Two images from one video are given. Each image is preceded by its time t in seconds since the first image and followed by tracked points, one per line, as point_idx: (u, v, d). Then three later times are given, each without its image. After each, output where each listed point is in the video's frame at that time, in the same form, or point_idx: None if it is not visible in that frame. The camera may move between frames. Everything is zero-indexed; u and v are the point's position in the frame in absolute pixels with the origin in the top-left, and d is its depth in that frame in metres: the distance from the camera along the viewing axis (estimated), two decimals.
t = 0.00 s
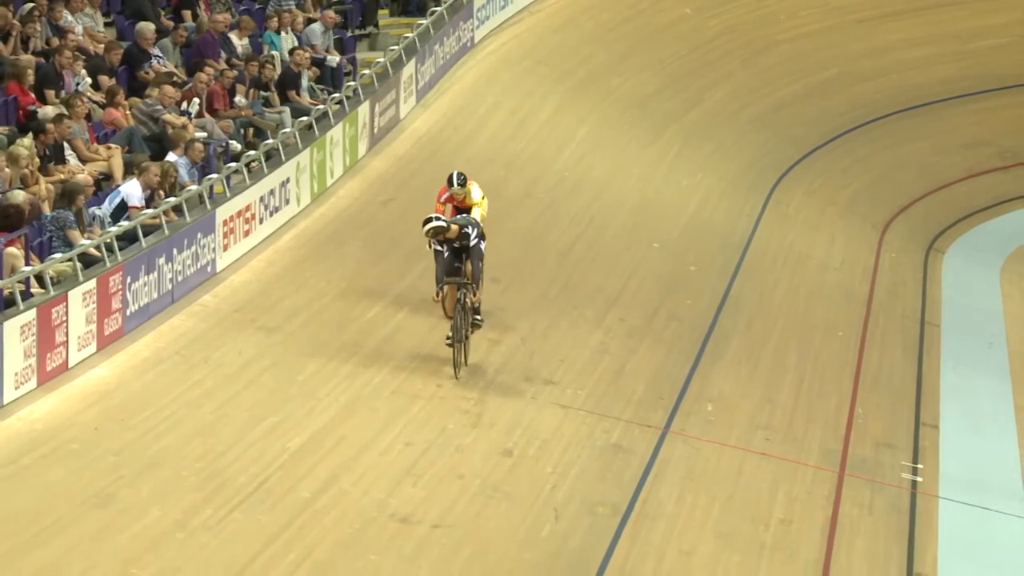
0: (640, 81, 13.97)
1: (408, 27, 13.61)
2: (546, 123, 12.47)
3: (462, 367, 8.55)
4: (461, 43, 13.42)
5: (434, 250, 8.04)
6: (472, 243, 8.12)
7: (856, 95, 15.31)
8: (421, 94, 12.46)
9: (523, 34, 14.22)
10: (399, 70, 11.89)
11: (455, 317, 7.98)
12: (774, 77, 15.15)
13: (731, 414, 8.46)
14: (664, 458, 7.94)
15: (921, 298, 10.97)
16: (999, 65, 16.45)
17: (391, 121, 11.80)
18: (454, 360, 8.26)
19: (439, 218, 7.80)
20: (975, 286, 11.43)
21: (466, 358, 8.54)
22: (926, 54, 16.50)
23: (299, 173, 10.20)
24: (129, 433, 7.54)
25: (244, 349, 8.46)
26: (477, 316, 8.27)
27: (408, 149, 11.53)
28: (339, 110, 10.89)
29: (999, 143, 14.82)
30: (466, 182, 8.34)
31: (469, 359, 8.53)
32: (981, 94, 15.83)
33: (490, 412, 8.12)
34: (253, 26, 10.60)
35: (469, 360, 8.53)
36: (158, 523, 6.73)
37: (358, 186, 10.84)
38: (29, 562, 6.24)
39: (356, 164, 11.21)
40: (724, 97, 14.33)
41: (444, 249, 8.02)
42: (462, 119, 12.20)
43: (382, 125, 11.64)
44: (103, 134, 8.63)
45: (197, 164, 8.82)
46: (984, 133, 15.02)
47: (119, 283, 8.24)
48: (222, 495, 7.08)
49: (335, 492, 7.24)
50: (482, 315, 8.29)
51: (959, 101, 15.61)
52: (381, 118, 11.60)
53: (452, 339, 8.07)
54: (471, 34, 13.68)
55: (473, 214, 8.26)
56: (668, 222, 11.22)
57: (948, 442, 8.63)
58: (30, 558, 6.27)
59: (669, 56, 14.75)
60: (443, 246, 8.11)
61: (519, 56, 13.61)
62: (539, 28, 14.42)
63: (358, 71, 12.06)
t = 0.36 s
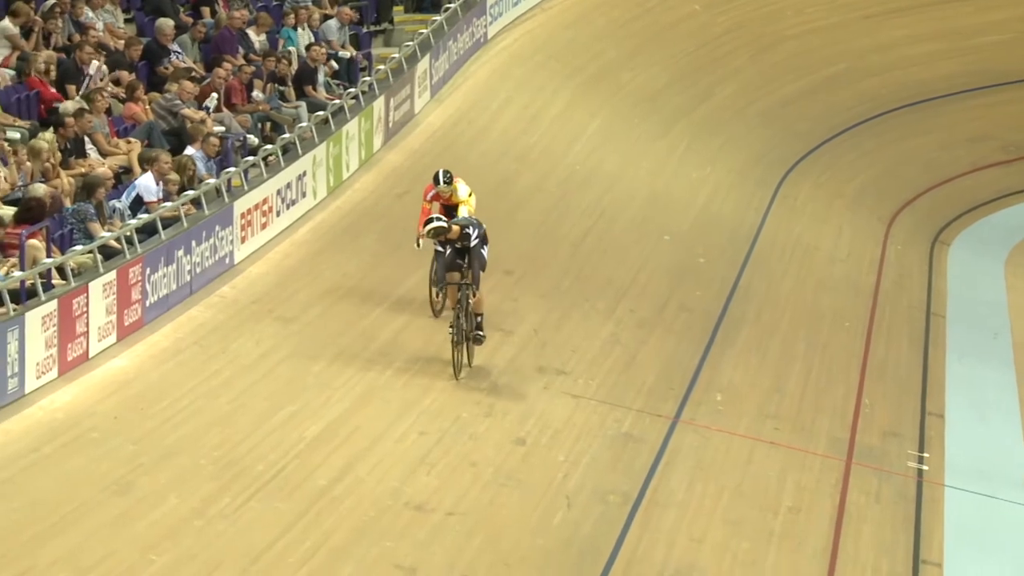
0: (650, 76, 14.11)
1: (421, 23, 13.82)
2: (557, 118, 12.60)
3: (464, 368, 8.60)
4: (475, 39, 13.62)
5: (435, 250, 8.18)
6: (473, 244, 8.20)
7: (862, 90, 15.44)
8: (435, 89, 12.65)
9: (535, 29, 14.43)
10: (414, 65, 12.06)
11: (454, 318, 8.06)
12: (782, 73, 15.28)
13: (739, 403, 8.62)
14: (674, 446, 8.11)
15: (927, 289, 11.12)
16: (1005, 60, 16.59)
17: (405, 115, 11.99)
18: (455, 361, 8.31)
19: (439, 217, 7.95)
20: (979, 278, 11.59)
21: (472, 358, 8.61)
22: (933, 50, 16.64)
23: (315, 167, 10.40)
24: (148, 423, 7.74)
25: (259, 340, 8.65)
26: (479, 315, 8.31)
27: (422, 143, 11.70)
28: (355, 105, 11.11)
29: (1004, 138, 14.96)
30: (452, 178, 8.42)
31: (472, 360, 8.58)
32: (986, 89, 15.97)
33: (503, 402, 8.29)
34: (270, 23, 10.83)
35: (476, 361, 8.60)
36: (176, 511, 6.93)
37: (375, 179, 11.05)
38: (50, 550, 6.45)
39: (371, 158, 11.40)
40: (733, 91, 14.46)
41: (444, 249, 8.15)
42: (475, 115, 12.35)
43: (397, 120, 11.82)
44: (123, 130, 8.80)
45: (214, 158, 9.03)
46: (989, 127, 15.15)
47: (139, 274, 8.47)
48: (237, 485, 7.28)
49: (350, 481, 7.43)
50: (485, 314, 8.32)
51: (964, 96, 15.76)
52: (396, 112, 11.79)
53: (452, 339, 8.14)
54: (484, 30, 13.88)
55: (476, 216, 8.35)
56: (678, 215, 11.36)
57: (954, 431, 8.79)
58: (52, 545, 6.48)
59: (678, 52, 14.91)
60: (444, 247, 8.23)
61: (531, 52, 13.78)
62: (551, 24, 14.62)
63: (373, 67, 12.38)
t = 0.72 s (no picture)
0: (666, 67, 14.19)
1: (438, 14, 13.97)
2: (573, 110, 12.65)
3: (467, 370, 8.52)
4: (491, 30, 13.77)
5: (437, 248, 8.07)
6: (475, 243, 8.08)
7: (876, 81, 15.43)
8: (452, 80, 12.76)
9: (550, 21, 14.59)
10: (431, 55, 12.18)
11: (452, 319, 7.94)
12: (795, 64, 15.29)
13: (756, 394, 8.65)
14: (691, 436, 8.14)
15: (945, 279, 11.13)
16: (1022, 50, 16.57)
17: (422, 105, 12.09)
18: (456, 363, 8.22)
19: (442, 215, 7.84)
20: (998, 268, 11.58)
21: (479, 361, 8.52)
22: (946, 42, 16.63)
23: (332, 157, 10.50)
24: (166, 413, 7.78)
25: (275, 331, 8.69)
26: (481, 317, 8.20)
27: (439, 134, 11.76)
28: (372, 95, 11.20)
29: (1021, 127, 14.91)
30: (441, 169, 8.14)
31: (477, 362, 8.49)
32: (1004, 78, 15.92)
33: (520, 392, 8.33)
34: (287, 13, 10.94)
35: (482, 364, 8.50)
36: (193, 502, 6.97)
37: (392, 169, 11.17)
38: (69, 539, 6.49)
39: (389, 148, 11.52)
40: (749, 82, 14.45)
41: (446, 247, 8.04)
42: (492, 106, 12.44)
43: (414, 110, 11.92)
44: (140, 119, 8.95)
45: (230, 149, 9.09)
46: (1007, 116, 15.10)
47: (156, 264, 8.52)
48: (255, 474, 7.31)
49: (367, 471, 7.46)
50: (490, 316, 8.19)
51: (982, 85, 15.74)
52: (413, 102, 11.88)
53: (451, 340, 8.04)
54: (500, 21, 14.04)
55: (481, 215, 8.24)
56: (696, 206, 11.38)
57: (972, 421, 8.81)
58: (71, 534, 6.53)
59: (694, 43, 14.96)
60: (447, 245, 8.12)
61: (547, 42, 13.93)
62: (569, 15, 14.77)
63: (391, 58, 12.41)
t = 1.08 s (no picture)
0: (687, 57, 14.36)
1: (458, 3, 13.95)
2: (595, 99, 12.81)
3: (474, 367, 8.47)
4: (512, 21, 13.86)
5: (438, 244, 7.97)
6: (476, 240, 7.97)
7: (890, 75, 15.45)
8: (473, 70, 12.85)
9: (571, 12, 14.68)
10: (451, 46, 12.27)
11: (449, 316, 7.82)
12: (808, 59, 15.34)
13: (777, 386, 8.68)
14: (712, 427, 8.15)
15: (966, 272, 11.20)
16: None
17: (443, 97, 12.17)
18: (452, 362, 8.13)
19: (444, 210, 7.76)
20: (1019, 259, 11.63)
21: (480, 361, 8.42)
22: (959, 37, 16.68)
23: (353, 148, 10.58)
24: (186, 405, 7.82)
25: (295, 324, 8.75)
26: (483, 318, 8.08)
27: (460, 125, 11.83)
28: (392, 87, 11.27)
29: None
30: (436, 160, 8.22)
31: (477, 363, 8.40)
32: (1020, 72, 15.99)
33: (540, 383, 8.36)
34: (307, 5, 11.26)
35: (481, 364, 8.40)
36: (214, 493, 6.99)
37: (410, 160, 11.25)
38: (90, 530, 6.50)
39: (409, 140, 11.58)
40: (764, 76, 14.51)
41: (446, 243, 7.93)
42: (512, 97, 12.56)
43: (434, 101, 11.98)
44: (161, 110, 9.03)
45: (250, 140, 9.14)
46: None
47: (177, 256, 8.59)
48: (276, 466, 7.33)
49: (388, 462, 7.47)
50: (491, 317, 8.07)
51: (998, 79, 15.81)
52: (433, 94, 11.95)
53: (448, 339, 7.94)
54: (521, 12, 14.16)
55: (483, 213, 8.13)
56: (715, 199, 11.43)
57: (993, 412, 8.86)
58: (92, 525, 6.54)
59: (711, 36, 15.04)
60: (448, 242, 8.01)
61: (567, 34, 14.05)
62: (591, 6, 14.89)
63: (411, 49, 12.43)
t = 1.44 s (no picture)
0: (707, 51, 14.39)
1: None
2: (616, 93, 12.85)
3: (498, 357, 8.50)
4: (534, 13, 13.94)
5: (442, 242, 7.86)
6: (480, 238, 7.83)
7: (908, 69, 15.53)
8: (494, 63, 12.92)
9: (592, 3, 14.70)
10: (473, 38, 12.35)
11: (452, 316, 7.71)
12: (824, 53, 15.37)
13: (798, 378, 8.70)
14: (733, 419, 8.17)
15: (987, 264, 11.24)
16: None
17: (464, 89, 12.21)
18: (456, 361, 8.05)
19: (448, 209, 7.63)
20: None
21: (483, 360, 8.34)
22: (976, 32, 16.72)
23: (374, 140, 10.65)
24: (208, 396, 7.86)
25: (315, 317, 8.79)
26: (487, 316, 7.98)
27: (482, 117, 11.91)
28: (414, 79, 11.31)
29: None
30: (441, 154, 8.27)
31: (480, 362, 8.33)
32: None
33: (562, 374, 8.38)
34: None
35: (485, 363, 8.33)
36: (235, 485, 7.01)
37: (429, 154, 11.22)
38: (112, 522, 6.53)
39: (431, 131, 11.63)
40: (781, 71, 14.56)
41: (449, 241, 7.81)
42: (533, 89, 12.61)
43: (456, 93, 12.05)
44: (183, 102, 9.19)
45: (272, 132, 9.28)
46: None
47: (199, 248, 8.65)
48: (299, 457, 7.35)
49: (409, 454, 7.48)
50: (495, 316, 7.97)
51: (1016, 73, 15.88)
52: (455, 86, 12.01)
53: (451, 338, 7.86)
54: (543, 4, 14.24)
55: (488, 210, 7.98)
56: (735, 192, 11.48)
57: (1017, 403, 8.90)
58: (114, 517, 6.57)
59: (730, 29, 15.09)
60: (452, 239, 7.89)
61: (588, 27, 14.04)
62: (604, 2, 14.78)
63: (431, 41, 12.50)
